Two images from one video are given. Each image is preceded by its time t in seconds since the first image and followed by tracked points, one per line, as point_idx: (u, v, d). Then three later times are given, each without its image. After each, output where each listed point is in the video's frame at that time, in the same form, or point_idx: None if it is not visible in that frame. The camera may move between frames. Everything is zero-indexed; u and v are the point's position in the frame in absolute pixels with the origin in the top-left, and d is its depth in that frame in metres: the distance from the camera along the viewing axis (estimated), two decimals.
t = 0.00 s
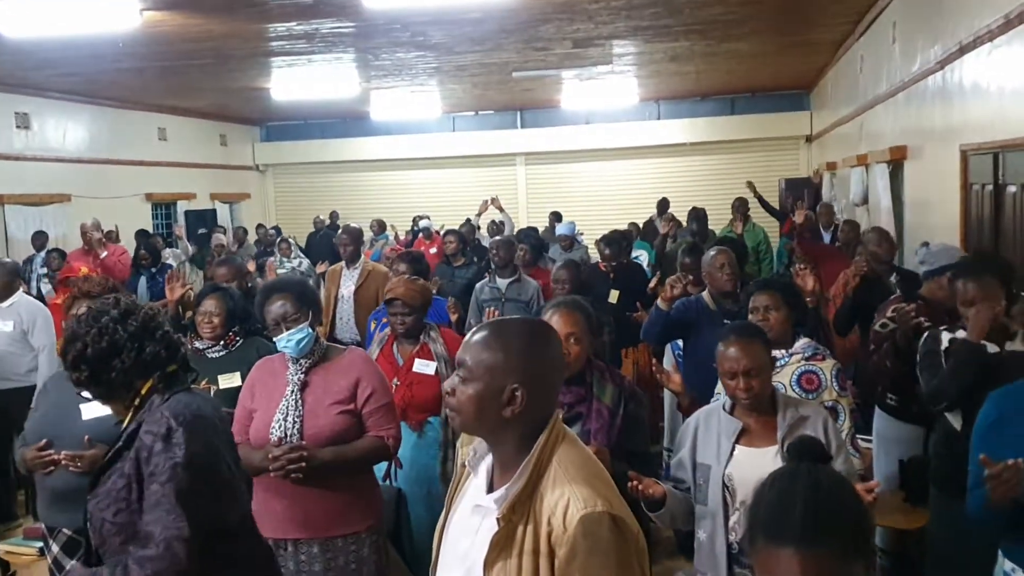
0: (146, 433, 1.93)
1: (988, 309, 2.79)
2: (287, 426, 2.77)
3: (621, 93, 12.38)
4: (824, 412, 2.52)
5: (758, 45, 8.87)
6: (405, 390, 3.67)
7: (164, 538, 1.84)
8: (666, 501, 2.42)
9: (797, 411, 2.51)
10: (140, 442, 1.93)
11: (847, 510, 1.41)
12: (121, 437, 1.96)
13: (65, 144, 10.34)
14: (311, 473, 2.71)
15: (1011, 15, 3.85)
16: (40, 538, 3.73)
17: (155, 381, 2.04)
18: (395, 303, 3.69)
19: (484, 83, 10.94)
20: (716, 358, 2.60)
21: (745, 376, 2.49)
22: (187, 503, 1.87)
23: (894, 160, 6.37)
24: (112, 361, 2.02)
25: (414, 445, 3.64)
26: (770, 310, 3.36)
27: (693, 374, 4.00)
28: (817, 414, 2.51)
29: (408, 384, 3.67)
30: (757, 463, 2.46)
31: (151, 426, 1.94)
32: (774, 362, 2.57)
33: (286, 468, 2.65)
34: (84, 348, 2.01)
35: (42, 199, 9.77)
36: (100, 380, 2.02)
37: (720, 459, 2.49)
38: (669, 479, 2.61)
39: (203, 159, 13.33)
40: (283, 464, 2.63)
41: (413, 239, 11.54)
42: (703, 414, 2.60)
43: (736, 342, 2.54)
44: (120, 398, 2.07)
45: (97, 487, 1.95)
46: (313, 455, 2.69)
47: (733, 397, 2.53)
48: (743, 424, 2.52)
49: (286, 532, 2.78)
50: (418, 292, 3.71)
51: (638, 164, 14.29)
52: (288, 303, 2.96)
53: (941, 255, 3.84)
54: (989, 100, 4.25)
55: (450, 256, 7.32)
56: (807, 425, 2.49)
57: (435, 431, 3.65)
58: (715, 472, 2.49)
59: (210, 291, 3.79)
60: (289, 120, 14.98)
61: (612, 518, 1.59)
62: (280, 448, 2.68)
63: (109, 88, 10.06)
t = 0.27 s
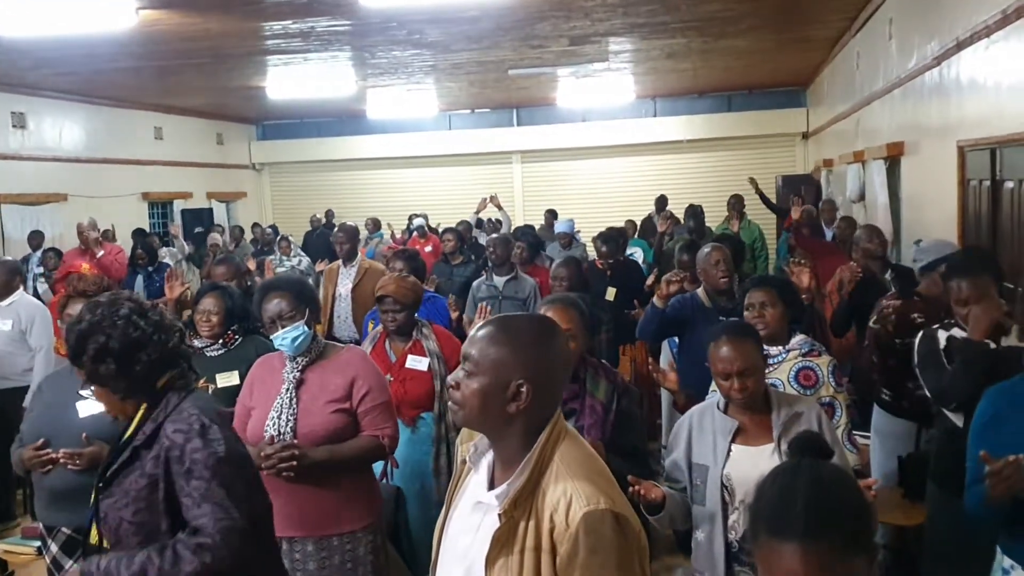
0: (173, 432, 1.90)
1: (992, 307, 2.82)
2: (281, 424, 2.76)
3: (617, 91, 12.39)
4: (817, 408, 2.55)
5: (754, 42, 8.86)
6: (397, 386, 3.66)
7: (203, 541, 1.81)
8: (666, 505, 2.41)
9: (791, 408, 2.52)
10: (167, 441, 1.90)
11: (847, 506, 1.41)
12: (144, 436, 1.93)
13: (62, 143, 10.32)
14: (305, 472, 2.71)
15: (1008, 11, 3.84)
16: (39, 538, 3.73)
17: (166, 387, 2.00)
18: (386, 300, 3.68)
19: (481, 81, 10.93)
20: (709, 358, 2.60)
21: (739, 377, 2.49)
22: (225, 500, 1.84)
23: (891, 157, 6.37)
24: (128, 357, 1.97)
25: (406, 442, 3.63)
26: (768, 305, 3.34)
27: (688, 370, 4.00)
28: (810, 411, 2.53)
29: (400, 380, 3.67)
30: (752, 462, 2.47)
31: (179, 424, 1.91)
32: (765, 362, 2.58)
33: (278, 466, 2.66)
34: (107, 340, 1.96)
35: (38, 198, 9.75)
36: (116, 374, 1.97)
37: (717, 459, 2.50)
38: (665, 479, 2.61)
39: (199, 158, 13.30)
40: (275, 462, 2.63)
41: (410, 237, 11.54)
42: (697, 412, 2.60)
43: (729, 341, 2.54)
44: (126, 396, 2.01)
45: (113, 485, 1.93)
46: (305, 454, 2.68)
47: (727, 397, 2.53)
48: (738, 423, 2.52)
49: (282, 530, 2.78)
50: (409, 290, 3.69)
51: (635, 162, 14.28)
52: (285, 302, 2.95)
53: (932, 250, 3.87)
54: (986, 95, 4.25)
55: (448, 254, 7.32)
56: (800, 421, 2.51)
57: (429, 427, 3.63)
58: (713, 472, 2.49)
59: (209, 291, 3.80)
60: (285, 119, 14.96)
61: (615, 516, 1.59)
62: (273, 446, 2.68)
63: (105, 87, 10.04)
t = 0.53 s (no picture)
0: (198, 428, 1.93)
1: (991, 305, 2.82)
2: (276, 421, 2.77)
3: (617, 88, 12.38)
4: (815, 404, 2.56)
5: (754, 39, 8.86)
6: (394, 382, 3.67)
7: (219, 528, 1.87)
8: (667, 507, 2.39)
9: (791, 404, 2.53)
10: (191, 436, 1.94)
11: (851, 502, 1.41)
12: (165, 433, 1.95)
13: (61, 140, 10.32)
14: (300, 470, 2.71)
15: (1009, 7, 3.84)
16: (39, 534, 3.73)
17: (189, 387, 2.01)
18: (382, 296, 3.66)
19: (480, 78, 10.92)
20: (709, 357, 2.59)
21: (738, 380, 2.49)
22: (246, 498, 1.91)
23: (891, 154, 6.36)
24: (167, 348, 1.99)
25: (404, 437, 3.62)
26: (765, 302, 3.35)
27: (689, 367, 3.99)
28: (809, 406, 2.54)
29: (397, 375, 3.68)
30: (753, 462, 2.47)
31: (203, 421, 1.94)
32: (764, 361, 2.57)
33: (271, 462, 2.64)
34: (151, 327, 1.98)
35: (37, 195, 9.74)
36: (150, 361, 1.97)
37: (718, 460, 2.50)
38: (666, 479, 2.61)
39: (198, 156, 13.29)
40: (268, 459, 2.63)
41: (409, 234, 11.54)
42: (696, 412, 2.61)
43: (725, 342, 2.53)
44: (153, 386, 2.00)
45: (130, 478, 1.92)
46: (298, 453, 2.68)
47: (727, 398, 2.53)
48: (738, 422, 2.53)
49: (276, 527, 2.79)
50: (407, 286, 3.68)
51: (635, 159, 14.29)
52: (284, 298, 2.95)
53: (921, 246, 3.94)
54: (986, 92, 4.25)
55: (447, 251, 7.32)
56: (801, 417, 2.51)
57: (425, 422, 3.62)
58: (713, 473, 2.49)
59: (212, 288, 3.84)
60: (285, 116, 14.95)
61: (621, 514, 1.60)
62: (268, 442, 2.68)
63: (104, 84, 10.03)
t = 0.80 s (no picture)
0: (205, 421, 1.95)
1: (990, 301, 2.82)
2: (276, 418, 2.78)
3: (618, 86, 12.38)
4: (825, 403, 2.54)
5: (755, 37, 8.86)
6: (390, 380, 3.67)
7: (235, 515, 1.87)
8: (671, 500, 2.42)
9: (799, 402, 2.52)
10: (198, 429, 1.95)
11: (851, 501, 1.41)
12: (168, 426, 1.96)
13: (61, 138, 10.31)
14: (298, 467, 2.71)
15: (1009, 5, 3.84)
16: (40, 531, 3.74)
17: (188, 387, 2.02)
18: (379, 293, 3.66)
19: (481, 76, 10.93)
20: (716, 352, 2.59)
21: (747, 375, 2.49)
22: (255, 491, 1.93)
23: (891, 152, 6.36)
24: (192, 348, 2.03)
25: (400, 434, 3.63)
26: (760, 299, 3.34)
27: (689, 364, 4.00)
28: (819, 404, 2.53)
29: (393, 373, 3.68)
30: (757, 458, 2.47)
31: (211, 416, 1.96)
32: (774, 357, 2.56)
33: (270, 460, 2.65)
34: (185, 323, 2.04)
35: (37, 193, 9.74)
36: (168, 350, 2.00)
37: (723, 454, 2.51)
38: (671, 472, 2.64)
39: (199, 153, 13.29)
40: (265, 456, 2.64)
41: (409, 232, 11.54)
42: (704, 407, 2.62)
43: (738, 336, 2.53)
44: (161, 374, 2.01)
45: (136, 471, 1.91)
46: (295, 450, 2.68)
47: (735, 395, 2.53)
48: (744, 418, 2.53)
49: (276, 523, 2.80)
50: (403, 284, 3.67)
51: (635, 157, 14.29)
52: (284, 295, 2.96)
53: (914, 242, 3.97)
54: (986, 91, 4.25)
55: (447, 248, 7.33)
56: (809, 414, 2.50)
57: (423, 419, 3.63)
58: (718, 467, 2.50)
59: (216, 285, 3.87)
60: (285, 114, 14.95)
61: (629, 514, 1.61)
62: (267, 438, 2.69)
63: (104, 82, 10.03)
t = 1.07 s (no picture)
0: (190, 414, 1.98)
1: (988, 299, 2.87)
2: (278, 416, 2.77)
3: (618, 84, 12.39)
4: (835, 404, 2.55)
5: (755, 36, 8.86)
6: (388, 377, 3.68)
7: (226, 504, 1.90)
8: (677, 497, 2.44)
9: (808, 402, 2.53)
10: (184, 421, 1.97)
11: (852, 499, 1.42)
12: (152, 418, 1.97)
13: (61, 135, 10.31)
14: (302, 464, 2.71)
15: (1010, 5, 3.84)
16: (40, 528, 3.74)
17: (170, 382, 2.03)
18: (376, 291, 3.69)
19: (481, 74, 10.93)
20: (726, 351, 2.58)
21: (757, 375, 2.48)
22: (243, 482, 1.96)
23: (891, 151, 6.37)
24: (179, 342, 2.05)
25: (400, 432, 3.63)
26: (755, 297, 3.35)
27: (689, 363, 4.01)
28: (829, 405, 2.53)
29: (391, 371, 3.69)
30: (765, 456, 2.47)
31: (197, 409, 1.99)
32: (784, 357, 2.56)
33: (273, 458, 2.64)
34: (176, 319, 2.05)
35: (37, 190, 9.74)
36: (155, 344, 2.00)
37: (730, 451, 2.51)
38: (680, 469, 2.65)
39: (199, 151, 13.28)
40: (269, 454, 2.63)
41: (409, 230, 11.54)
42: (714, 404, 2.62)
43: (749, 336, 2.50)
44: (146, 368, 2.01)
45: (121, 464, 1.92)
46: (300, 448, 2.68)
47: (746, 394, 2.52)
48: (752, 415, 2.53)
49: (278, 522, 2.78)
50: (399, 282, 3.70)
51: (634, 156, 14.30)
52: (286, 293, 2.98)
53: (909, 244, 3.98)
54: (987, 90, 4.26)
55: (445, 247, 7.34)
56: (819, 413, 2.51)
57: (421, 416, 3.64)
58: (724, 464, 2.51)
59: (217, 282, 3.83)
60: (284, 112, 14.95)
61: (635, 513, 1.62)
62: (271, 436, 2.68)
63: (104, 79, 10.02)
